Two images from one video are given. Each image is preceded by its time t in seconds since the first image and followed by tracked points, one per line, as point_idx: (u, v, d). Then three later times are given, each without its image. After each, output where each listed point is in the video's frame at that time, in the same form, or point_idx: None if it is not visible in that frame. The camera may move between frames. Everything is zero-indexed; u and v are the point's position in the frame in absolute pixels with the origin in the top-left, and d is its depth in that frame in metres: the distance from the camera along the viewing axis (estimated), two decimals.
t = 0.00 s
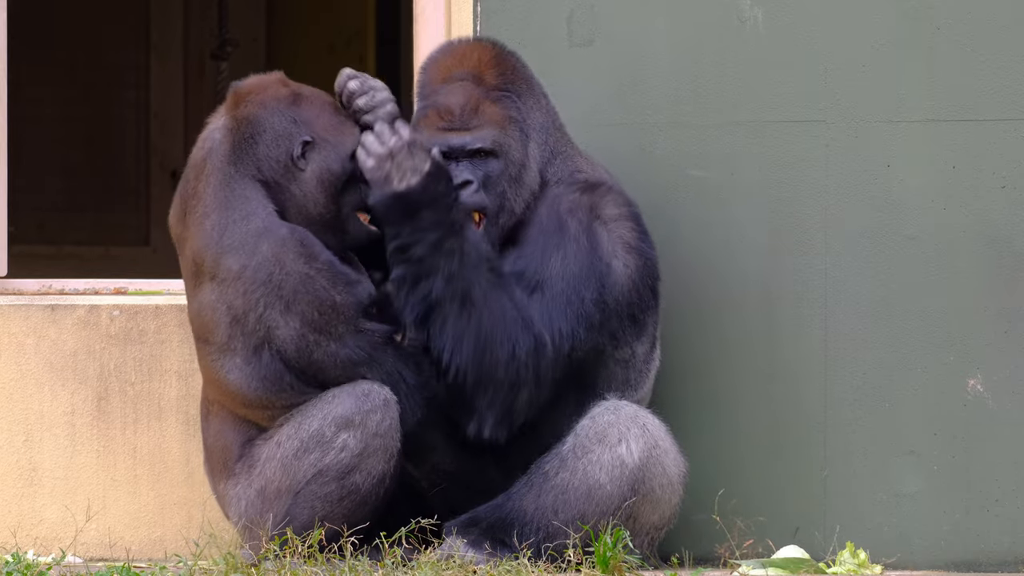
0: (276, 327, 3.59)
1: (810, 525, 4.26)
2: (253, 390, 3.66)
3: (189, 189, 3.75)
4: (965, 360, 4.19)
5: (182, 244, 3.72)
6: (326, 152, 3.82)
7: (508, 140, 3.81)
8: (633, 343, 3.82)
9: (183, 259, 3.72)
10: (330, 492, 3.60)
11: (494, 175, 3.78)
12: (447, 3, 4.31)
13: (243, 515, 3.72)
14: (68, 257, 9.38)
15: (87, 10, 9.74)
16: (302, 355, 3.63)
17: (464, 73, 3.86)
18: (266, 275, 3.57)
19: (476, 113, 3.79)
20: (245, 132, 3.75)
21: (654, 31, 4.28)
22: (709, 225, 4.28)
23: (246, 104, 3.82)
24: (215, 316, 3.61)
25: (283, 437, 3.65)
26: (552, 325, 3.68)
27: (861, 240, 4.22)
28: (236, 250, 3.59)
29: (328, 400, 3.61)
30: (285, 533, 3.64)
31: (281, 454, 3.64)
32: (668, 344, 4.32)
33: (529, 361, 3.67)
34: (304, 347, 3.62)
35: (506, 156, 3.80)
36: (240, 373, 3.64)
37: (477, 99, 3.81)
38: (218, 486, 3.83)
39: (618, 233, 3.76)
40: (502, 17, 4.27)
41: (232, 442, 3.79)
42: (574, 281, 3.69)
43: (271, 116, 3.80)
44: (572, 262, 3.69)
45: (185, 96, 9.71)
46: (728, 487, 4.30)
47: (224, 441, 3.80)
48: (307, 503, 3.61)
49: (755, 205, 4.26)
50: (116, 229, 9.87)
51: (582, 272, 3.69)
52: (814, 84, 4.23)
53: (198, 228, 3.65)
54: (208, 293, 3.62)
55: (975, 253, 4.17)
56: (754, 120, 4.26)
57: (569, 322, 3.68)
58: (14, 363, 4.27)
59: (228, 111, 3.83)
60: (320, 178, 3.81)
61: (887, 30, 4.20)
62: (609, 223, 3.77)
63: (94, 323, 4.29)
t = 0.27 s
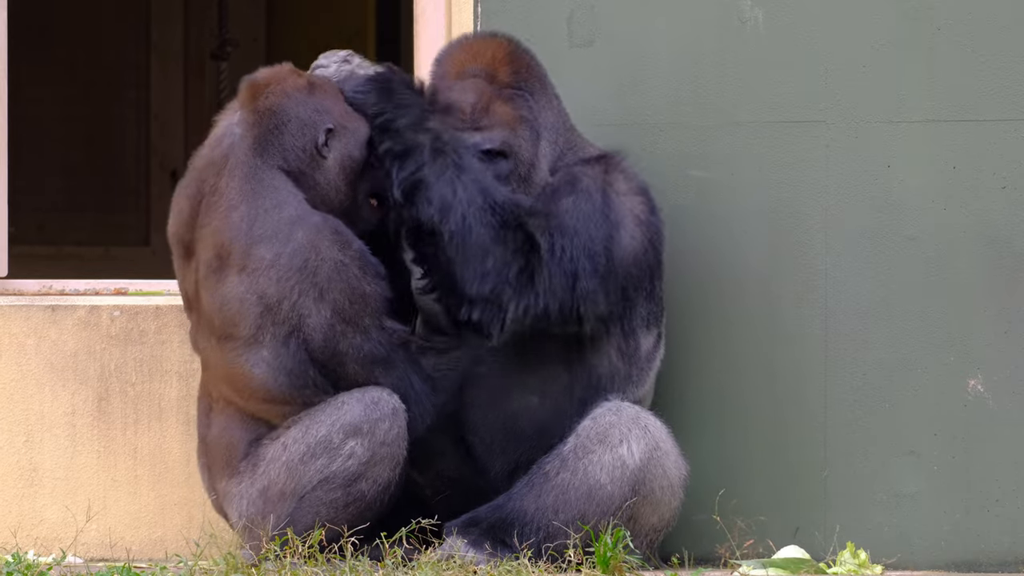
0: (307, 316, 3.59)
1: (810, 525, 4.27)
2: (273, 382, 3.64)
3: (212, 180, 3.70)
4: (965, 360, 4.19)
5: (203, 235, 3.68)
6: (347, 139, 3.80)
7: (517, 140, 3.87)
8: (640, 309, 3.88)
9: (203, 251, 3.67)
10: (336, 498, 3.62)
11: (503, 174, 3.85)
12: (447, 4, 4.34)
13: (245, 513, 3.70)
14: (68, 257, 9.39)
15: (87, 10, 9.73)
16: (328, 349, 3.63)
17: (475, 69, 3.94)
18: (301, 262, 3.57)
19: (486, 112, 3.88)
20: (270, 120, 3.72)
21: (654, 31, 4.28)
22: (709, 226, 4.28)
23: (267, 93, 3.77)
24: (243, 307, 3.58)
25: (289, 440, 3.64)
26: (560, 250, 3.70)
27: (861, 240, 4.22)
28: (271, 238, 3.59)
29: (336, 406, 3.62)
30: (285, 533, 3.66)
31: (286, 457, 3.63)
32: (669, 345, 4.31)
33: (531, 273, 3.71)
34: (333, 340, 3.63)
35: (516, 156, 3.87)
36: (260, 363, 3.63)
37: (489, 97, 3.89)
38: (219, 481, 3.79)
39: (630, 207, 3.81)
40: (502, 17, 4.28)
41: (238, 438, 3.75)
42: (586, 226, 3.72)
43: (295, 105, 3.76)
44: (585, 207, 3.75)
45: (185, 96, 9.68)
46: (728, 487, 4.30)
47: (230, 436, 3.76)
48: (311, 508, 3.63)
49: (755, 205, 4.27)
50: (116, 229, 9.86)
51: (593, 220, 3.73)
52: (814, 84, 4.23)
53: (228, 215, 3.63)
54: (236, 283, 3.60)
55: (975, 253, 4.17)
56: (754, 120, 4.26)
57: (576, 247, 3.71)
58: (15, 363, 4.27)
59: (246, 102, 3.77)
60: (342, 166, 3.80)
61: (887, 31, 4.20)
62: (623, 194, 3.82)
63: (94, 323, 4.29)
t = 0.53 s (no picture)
0: (284, 315, 3.62)
1: (810, 526, 4.27)
2: (257, 380, 3.68)
3: (201, 177, 3.79)
4: (965, 360, 4.18)
5: (193, 232, 3.76)
6: (336, 139, 3.86)
7: (543, 119, 4.00)
8: (637, 321, 3.91)
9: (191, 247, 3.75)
10: (327, 499, 3.62)
11: (526, 153, 3.98)
12: (447, 4, 4.39)
13: (238, 519, 3.71)
14: (68, 257, 9.39)
15: (87, 10, 9.71)
16: (307, 351, 3.66)
17: (506, 52, 4.01)
18: (279, 261, 3.61)
19: (514, 92, 3.98)
20: (255, 120, 3.78)
21: (654, 31, 4.29)
22: (709, 226, 4.29)
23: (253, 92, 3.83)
24: (224, 303, 3.64)
25: (277, 443, 3.65)
26: (531, 265, 3.79)
27: (861, 240, 4.22)
28: (251, 233, 3.64)
29: (319, 406, 3.63)
30: (285, 533, 3.66)
31: (275, 461, 3.64)
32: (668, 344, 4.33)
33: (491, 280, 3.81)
34: (310, 342, 3.65)
35: (539, 135, 3.99)
36: (241, 361, 3.67)
37: (517, 80, 3.99)
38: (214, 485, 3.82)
39: (627, 223, 3.85)
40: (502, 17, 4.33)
41: (231, 440, 3.78)
42: (568, 242, 3.80)
43: (280, 104, 3.82)
44: (575, 224, 3.81)
45: (185, 97, 9.76)
46: (728, 487, 4.30)
47: (222, 439, 3.80)
48: (304, 509, 3.63)
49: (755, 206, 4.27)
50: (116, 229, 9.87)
51: (579, 236, 3.80)
52: (814, 84, 4.23)
53: (212, 209, 3.70)
54: (218, 279, 3.66)
55: (975, 253, 4.17)
56: (754, 120, 4.26)
57: (552, 267, 3.79)
58: (15, 364, 4.27)
59: (232, 102, 3.83)
60: (333, 166, 3.87)
61: (886, 31, 4.20)
62: (621, 207, 3.86)
63: (94, 324, 4.29)
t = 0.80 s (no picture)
0: (293, 311, 3.64)
1: (810, 525, 4.27)
2: (260, 381, 3.68)
3: (196, 184, 3.77)
4: (965, 360, 4.18)
5: (190, 238, 3.74)
6: (330, 141, 3.85)
7: (542, 109, 4.00)
8: (637, 306, 3.92)
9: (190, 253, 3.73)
10: (330, 495, 3.63)
11: (522, 139, 3.98)
12: (447, 4, 4.39)
13: (240, 517, 3.71)
14: (69, 257, 9.39)
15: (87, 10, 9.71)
16: (314, 347, 3.67)
17: (509, 43, 4.03)
18: (288, 257, 3.63)
19: (514, 80, 3.99)
20: (247, 129, 3.75)
21: (654, 31, 4.29)
22: (709, 226, 4.29)
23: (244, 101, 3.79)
24: (230, 303, 3.64)
25: (279, 439, 3.65)
26: (539, 222, 3.85)
27: (861, 240, 4.22)
28: (258, 233, 3.65)
29: (324, 401, 3.64)
30: (285, 533, 3.66)
31: (277, 456, 3.64)
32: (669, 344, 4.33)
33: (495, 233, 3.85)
34: (319, 336, 3.67)
35: (537, 123, 3.99)
36: (246, 360, 3.67)
37: (518, 68, 4.00)
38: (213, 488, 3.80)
39: (633, 206, 3.89)
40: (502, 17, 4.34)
41: (230, 442, 3.77)
42: (577, 208, 3.86)
43: (274, 112, 3.79)
44: (580, 196, 3.88)
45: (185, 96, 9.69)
46: (728, 487, 4.30)
47: (223, 441, 3.78)
48: (307, 506, 3.63)
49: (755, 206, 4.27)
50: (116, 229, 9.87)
51: (587, 207, 3.86)
52: (814, 84, 4.23)
53: (212, 214, 3.69)
54: (223, 279, 3.65)
55: (975, 253, 4.17)
56: (754, 120, 4.26)
57: (563, 225, 3.85)
58: (15, 363, 4.28)
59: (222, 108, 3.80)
60: (329, 168, 3.87)
61: (887, 31, 4.20)
62: (628, 191, 3.92)
63: (94, 323, 4.29)
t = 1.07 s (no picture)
0: (297, 289, 3.65)
1: (810, 525, 4.26)
2: (256, 367, 3.66)
3: (192, 173, 3.75)
4: (965, 360, 4.18)
5: (184, 228, 3.70)
6: (322, 143, 3.88)
7: (545, 97, 4.06)
8: (638, 299, 3.96)
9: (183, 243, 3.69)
10: (335, 489, 3.65)
11: (526, 125, 4.03)
12: (447, 4, 4.38)
13: (235, 519, 3.64)
14: (69, 257, 9.39)
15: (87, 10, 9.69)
16: (315, 331, 3.69)
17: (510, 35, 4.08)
18: (295, 235, 3.66)
19: (516, 69, 4.04)
20: (246, 121, 3.80)
21: (655, 31, 4.30)
22: (709, 226, 4.30)
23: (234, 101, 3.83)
24: (232, 283, 3.62)
25: (276, 438, 3.62)
26: (554, 205, 3.80)
27: (861, 240, 4.22)
28: (262, 215, 3.67)
29: (322, 394, 3.64)
30: (285, 533, 3.66)
31: (276, 456, 3.61)
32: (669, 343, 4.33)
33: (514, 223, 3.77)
34: (320, 318, 3.69)
35: (540, 110, 4.05)
36: (245, 346, 3.65)
37: (520, 58, 4.05)
38: (196, 491, 3.69)
39: (633, 194, 3.91)
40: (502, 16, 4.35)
41: (219, 442, 3.70)
42: (587, 192, 3.85)
43: (265, 111, 3.84)
44: (584, 181, 3.87)
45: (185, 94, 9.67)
46: (728, 487, 4.30)
47: (210, 440, 3.70)
48: (314, 502, 3.65)
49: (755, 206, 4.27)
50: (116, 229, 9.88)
51: (596, 193, 3.85)
52: (814, 84, 4.23)
53: (214, 198, 3.68)
54: (225, 261, 3.63)
55: (976, 253, 4.17)
56: (754, 120, 4.26)
57: (574, 208, 3.82)
58: (15, 363, 4.28)
59: (221, 103, 3.84)
60: (319, 170, 3.87)
61: (886, 31, 4.20)
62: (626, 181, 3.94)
63: (94, 323, 4.30)
